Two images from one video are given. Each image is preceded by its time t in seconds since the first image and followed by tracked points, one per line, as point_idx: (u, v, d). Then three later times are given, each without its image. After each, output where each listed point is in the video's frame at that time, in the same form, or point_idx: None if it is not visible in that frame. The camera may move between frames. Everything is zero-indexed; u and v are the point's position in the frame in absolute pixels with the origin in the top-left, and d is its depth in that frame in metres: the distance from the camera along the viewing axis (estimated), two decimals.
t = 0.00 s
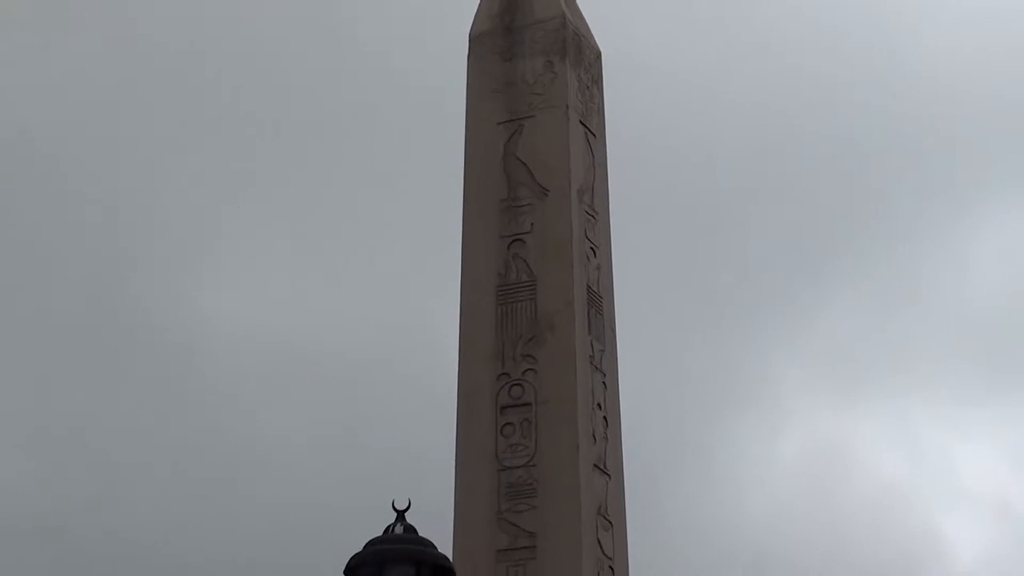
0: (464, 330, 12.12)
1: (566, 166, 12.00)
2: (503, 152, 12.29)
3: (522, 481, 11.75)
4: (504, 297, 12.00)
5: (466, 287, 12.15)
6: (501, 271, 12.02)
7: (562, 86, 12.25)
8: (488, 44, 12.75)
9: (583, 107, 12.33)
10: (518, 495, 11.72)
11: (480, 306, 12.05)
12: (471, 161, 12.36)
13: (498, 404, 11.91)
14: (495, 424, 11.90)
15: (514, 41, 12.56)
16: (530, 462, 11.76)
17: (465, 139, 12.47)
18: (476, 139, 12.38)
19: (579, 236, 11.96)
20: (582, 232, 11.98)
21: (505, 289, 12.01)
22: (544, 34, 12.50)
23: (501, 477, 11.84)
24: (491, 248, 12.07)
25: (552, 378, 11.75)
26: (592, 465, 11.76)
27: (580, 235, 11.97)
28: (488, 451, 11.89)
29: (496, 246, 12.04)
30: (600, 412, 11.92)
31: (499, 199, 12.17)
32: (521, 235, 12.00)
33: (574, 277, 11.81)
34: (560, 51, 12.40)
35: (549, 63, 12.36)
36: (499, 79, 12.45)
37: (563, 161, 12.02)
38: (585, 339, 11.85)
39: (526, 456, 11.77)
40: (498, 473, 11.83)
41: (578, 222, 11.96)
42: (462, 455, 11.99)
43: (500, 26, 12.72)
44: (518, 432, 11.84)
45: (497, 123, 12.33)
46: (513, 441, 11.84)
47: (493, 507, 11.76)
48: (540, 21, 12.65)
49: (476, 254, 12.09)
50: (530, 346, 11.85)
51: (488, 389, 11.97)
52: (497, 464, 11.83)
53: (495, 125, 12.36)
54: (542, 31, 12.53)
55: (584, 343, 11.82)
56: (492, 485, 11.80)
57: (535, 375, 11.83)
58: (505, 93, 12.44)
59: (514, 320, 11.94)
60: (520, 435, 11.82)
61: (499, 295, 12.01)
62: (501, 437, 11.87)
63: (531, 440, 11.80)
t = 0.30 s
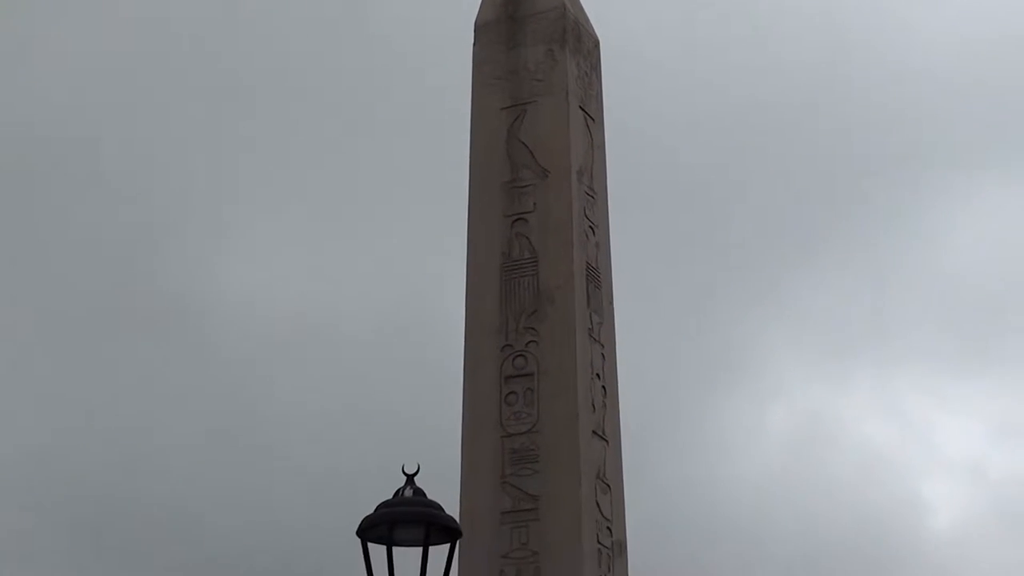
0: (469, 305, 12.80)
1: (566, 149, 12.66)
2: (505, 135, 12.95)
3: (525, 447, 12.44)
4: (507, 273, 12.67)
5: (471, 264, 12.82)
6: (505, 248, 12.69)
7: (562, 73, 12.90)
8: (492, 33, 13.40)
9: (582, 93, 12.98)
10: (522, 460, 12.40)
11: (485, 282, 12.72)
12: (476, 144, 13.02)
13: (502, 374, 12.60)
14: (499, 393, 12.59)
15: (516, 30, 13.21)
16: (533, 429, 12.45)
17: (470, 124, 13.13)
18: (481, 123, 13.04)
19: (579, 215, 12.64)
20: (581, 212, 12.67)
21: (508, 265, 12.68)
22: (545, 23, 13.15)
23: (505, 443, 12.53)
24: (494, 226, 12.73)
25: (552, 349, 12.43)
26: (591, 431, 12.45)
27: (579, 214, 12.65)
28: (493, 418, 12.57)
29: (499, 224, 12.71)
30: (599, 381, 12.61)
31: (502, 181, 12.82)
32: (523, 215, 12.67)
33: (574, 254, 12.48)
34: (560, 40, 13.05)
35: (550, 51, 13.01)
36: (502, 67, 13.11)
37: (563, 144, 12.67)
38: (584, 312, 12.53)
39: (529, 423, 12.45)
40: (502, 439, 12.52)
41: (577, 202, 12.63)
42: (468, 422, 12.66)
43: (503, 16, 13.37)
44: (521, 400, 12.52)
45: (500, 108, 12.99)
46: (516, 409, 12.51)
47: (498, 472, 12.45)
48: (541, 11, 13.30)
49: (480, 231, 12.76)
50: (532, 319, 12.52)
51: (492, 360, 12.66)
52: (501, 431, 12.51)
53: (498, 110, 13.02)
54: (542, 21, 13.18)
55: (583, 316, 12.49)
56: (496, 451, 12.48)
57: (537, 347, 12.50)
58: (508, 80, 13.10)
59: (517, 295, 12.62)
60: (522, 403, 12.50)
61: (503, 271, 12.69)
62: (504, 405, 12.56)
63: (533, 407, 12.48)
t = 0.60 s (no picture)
0: (472, 286, 13.52)
1: (563, 139, 13.39)
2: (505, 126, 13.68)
3: (524, 420, 13.15)
4: (507, 256, 13.40)
5: (473, 249, 13.55)
6: (505, 232, 13.42)
7: (559, 67, 13.64)
8: (492, 29, 14.13)
9: (578, 86, 13.71)
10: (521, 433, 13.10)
11: (485, 265, 13.44)
12: (477, 135, 13.74)
13: (502, 352, 13.32)
14: (499, 370, 13.31)
15: (515, 26, 13.93)
16: (532, 403, 13.16)
17: (472, 115, 13.84)
18: (482, 115, 13.76)
19: (575, 202, 13.37)
20: (577, 198, 13.40)
21: (508, 248, 13.40)
22: (543, 20, 13.87)
23: (505, 417, 13.24)
24: (495, 212, 13.46)
25: (550, 327, 13.14)
26: (587, 405, 13.17)
27: (576, 201, 13.38)
28: (493, 394, 13.29)
29: (500, 210, 13.44)
30: (594, 359, 13.33)
31: (502, 169, 13.54)
32: (523, 201, 13.40)
33: (570, 239, 13.20)
34: (558, 36, 13.78)
35: (547, 46, 13.74)
36: (502, 61, 13.84)
37: (560, 134, 13.40)
38: (580, 293, 13.25)
39: (528, 398, 13.17)
40: (502, 414, 13.23)
41: (573, 189, 13.36)
42: (470, 397, 13.38)
43: (503, 12, 14.09)
44: (520, 376, 13.24)
45: (500, 100, 13.71)
46: (516, 385, 13.22)
47: (499, 444, 13.17)
48: (539, 8, 14.02)
49: (481, 217, 13.49)
50: (531, 300, 13.24)
51: (493, 339, 13.38)
52: (502, 406, 13.23)
53: (498, 102, 13.75)
54: (540, 17, 13.91)
55: (579, 296, 13.22)
56: (496, 424, 13.20)
57: (535, 326, 13.22)
58: (507, 74, 13.82)
59: (517, 277, 13.34)
60: (522, 379, 13.22)
61: (503, 254, 13.41)
62: (505, 381, 13.28)
63: (531, 384, 13.20)
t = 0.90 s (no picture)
0: (477, 268, 14.25)
1: (563, 127, 14.12)
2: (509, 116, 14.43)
3: (527, 394, 13.87)
4: (510, 239, 14.13)
5: (478, 233, 14.29)
6: (509, 217, 14.16)
7: (559, 60, 14.38)
8: (496, 25, 14.89)
9: (578, 78, 14.45)
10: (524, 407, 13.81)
11: (489, 248, 14.18)
12: (482, 125, 14.49)
13: (506, 330, 14.05)
14: (504, 347, 14.04)
15: (518, 21, 14.68)
16: (534, 379, 13.88)
17: (477, 107, 14.60)
18: (486, 106, 14.51)
19: (575, 188, 14.10)
20: (576, 184, 14.12)
21: (511, 231, 14.13)
22: (544, 15, 14.62)
23: (510, 392, 13.97)
24: (499, 198, 14.21)
25: (551, 306, 13.87)
26: (586, 381, 13.88)
27: (575, 187, 14.11)
28: (498, 370, 14.02)
29: (503, 195, 14.18)
30: (593, 337, 14.05)
31: (506, 157, 14.29)
32: (525, 187, 14.15)
33: (570, 223, 13.92)
34: (558, 30, 14.52)
35: (548, 40, 14.49)
36: (505, 55, 14.60)
37: (561, 123, 14.14)
38: (580, 274, 13.97)
39: (530, 374, 13.88)
40: (507, 388, 13.96)
41: (573, 175, 14.09)
42: (476, 374, 14.11)
43: (506, 9, 14.85)
44: (523, 353, 13.96)
45: (504, 92, 14.46)
46: (519, 361, 13.94)
47: (503, 418, 13.89)
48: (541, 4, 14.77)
49: (486, 202, 14.24)
50: (533, 281, 13.97)
51: (497, 318, 14.12)
52: (506, 381, 13.95)
53: (502, 94, 14.50)
54: (542, 12, 14.65)
55: (579, 277, 13.93)
56: (501, 399, 13.92)
57: (537, 305, 13.94)
58: (511, 67, 14.58)
59: (520, 258, 14.07)
60: (525, 356, 13.94)
61: (506, 238, 14.15)
62: (509, 358, 14.00)
63: (534, 360, 13.92)
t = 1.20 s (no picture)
0: (473, 249, 14.98)
1: (555, 118, 14.85)
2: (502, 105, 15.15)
3: (521, 369, 14.61)
4: (504, 222, 14.86)
5: (474, 217, 15.02)
6: (503, 201, 14.89)
7: (551, 52, 15.12)
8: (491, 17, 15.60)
9: (569, 69, 15.18)
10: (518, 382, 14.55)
11: (485, 231, 14.90)
12: (478, 113, 15.20)
13: (500, 309, 14.79)
14: (498, 323, 14.78)
15: (511, 13, 15.40)
16: (527, 355, 14.62)
17: (473, 97, 15.30)
18: (482, 96, 15.22)
19: (566, 174, 14.84)
20: (567, 171, 14.87)
21: (505, 215, 14.87)
22: (537, 8, 15.32)
23: (504, 368, 14.71)
24: (494, 184, 14.94)
25: (544, 286, 14.61)
26: (577, 356, 14.63)
27: (566, 174, 14.86)
28: (493, 346, 14.76)
29: (498, 181, 14.91)
30: (583, 315, 14.79)
31: (501, 144, 15.01)
32: (519, 174, 14.87)
33: (562, 207, 14.66)
34: (550, 23, 15.23)
35: (541, 32, 15.19)
36: (500, 47, 15.32)
37: (553, 112, 14.86)
38: (570, 255, 14.71)
39: (524, 350, 14.63)
40: (502, 363, 14.70)
41: (564, 162, 14.82)
42: (472, 350, 14.84)
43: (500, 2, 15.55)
44: (516, 331, 14.70)
45: (497, 82, 15.19)
46: (513, 339, 14.68)
47: (498, 391, 14.65)
48: None
49: (481, 188, 14.97)
50: (527, 262, 14.72)
51: (492, 298, 14.85)
52: (501, 357, 14.70)
53: (496, 85, 15.22)
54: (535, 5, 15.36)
55: (569, 257, 14.67)
56: (496, 374, 14.66)
57: (531, 287, 14.69)
58: (504, 59, 15.28)
59: (514, 240, 14.80)
60: (518, 333, 14.68)
61: (501, 222, 14.88)
62: (503, 334, 14.74)
63: (527, 337, 14.65)
